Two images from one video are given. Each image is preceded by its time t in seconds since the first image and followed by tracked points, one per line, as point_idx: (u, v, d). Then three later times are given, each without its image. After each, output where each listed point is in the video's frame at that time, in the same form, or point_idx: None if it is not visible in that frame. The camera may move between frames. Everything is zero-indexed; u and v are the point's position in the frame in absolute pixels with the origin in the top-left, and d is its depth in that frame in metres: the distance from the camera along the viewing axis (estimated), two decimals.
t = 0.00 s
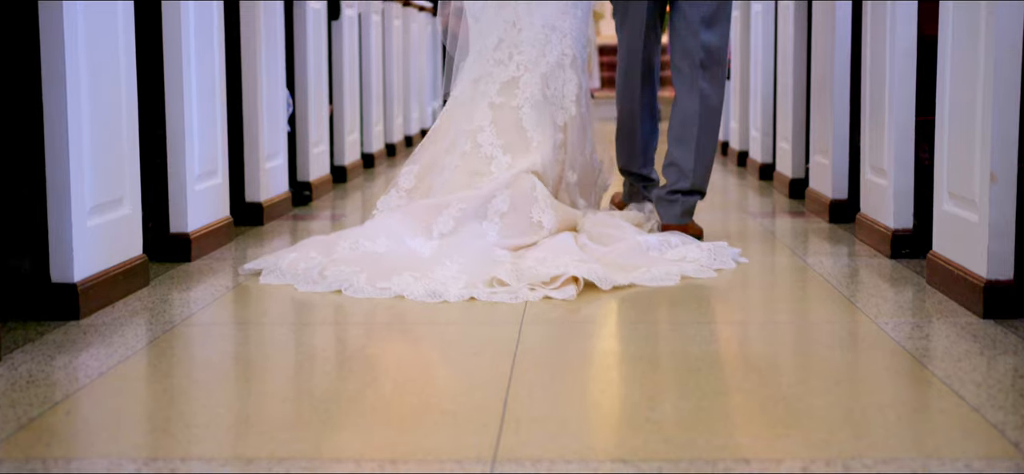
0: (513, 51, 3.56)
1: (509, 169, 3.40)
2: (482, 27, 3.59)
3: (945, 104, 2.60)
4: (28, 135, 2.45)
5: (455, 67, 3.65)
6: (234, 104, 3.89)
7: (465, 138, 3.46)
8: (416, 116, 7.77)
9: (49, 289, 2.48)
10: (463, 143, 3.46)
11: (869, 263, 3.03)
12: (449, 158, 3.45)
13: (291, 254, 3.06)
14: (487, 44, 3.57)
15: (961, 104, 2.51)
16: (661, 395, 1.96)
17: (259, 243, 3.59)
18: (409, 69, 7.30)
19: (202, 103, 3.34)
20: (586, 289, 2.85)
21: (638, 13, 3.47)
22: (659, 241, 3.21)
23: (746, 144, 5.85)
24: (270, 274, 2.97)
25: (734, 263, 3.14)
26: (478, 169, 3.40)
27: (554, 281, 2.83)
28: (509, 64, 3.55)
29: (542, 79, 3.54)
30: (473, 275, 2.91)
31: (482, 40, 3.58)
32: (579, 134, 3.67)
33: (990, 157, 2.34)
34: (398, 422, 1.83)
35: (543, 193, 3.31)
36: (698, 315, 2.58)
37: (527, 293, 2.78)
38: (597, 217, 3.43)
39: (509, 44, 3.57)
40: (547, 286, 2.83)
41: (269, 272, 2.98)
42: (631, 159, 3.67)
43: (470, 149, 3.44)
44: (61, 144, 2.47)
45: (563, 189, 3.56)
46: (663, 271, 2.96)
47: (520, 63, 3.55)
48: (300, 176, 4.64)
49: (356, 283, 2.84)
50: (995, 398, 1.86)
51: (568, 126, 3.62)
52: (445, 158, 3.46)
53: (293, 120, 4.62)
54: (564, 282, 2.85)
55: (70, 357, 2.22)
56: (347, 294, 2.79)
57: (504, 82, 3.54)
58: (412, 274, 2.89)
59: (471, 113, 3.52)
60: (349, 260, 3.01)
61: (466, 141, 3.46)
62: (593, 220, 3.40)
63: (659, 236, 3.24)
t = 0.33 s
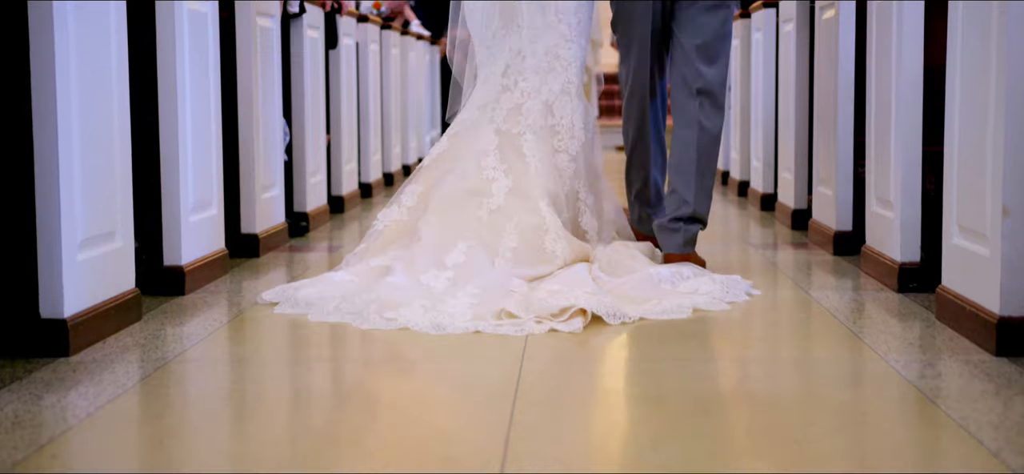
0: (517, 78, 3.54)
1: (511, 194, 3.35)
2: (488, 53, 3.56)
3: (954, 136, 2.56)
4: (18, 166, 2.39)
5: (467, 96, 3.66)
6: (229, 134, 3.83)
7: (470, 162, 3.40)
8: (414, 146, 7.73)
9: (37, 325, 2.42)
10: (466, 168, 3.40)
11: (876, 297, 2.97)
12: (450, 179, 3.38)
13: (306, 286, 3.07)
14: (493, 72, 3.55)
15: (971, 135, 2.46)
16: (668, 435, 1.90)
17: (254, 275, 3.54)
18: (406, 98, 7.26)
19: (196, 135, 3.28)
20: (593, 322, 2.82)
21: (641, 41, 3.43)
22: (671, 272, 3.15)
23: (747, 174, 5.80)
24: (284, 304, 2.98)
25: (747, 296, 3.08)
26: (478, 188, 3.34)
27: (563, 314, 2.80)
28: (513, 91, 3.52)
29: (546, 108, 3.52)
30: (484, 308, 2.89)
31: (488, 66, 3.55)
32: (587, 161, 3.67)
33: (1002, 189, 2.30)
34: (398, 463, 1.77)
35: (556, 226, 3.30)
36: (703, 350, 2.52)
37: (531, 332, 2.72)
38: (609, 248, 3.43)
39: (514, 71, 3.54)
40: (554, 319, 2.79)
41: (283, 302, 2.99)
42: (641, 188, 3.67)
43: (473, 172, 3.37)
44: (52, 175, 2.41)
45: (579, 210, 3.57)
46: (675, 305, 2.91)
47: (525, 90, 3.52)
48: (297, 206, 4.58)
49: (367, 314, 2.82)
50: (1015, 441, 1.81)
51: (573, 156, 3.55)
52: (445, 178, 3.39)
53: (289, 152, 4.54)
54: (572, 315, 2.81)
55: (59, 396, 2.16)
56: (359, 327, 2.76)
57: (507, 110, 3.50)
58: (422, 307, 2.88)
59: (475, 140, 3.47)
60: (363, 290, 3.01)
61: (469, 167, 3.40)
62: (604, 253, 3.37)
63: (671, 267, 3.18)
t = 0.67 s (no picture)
0: (518, 109, 3.48)
1: (512, 230, 3.31)
2: (490, 86, 3.54)
3: (964, 168, 2.51)
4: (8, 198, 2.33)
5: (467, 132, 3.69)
6: (225, 164, 3.78)
7: (476, 197, 3.41)
8: (412, 175, 7.67)
9: (25, 363, 2.36)
10: (471, 204, 3.40)
11: (882, 331, 2.91)
12: (460, 217, 3.41)
13: (314, 318, 3.10)
14: (493, 105, 3.51)
15: (982, 168, 2.41)
16: None
17: (250, 308, 3.47)
18: (404, 126, 7.22)
19: (190, 165, 3.21)
20: (584, 355, 2.78)
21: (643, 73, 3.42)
22: (678, 305, 3.11)
23: (748, 204, 5.74)
24: (289, 334, 3.01)
25: (754, 332, 3.01)
26: (481, 227, 3.34)
27: (555, 347, 2.76)
28: (513, 122, 3.46)
29: (546, 138, 3.46)
30: (480, 342, 2.85)
31: (490, 101, 3.52)
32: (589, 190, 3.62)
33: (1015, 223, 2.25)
34: None
35: (558, 258, 3.22)
36: (706, 385, 2.46)
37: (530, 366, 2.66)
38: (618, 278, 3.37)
39: (514, 102, 3.49)
40: (546, 353, 2.75)
41: (287, 334, 3.02)
42: (647, 226, 3.64)
43: (477, 210, 3.38)
44: (43, 209, 2.35)
45: (578, 240, 3.50)
46: (679, 340, 2.86)
47: (524, 121, 3.46)
48: (294, 236, 4.52)
49: (362, 345, 2.82)
50: None
51: (575, 186, 3.47)
52: (454, 218, 3.44)
53: (286, 181, 4.48)
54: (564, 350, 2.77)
55: (46, 436, 2.10)
56: (347, 357, 2.75)
57: (507, 141, 3.45)
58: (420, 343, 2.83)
59: (477, 176, 3.46)
60: (376, 323, 3.06)
61: (474, 205, 3.40)
62: (617, 283, 3.29)
63: (678, 301, 3.14)
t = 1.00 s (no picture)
0: (517, 142, 3.44)
1: (515, 251, 3.29)
2: (486, 120, 3.49)
3: (974, 199, 2.46)
4: None
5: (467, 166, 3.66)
6: (219, 195, 3.72)
7: (477, 228, 3.36)
8: (410, 203, 7.61)
9: (12, 400, 2.29)
10: (474, 235, 3.35)
11: (889, 366, 2.85)
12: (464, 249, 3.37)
13: (317, 347, 3.13)
14: (492, 138, 3.47)
15: (995, 200, 2.36)
16: None
17: (245, 341, 3.41)
18: (400, 155, 7.17)
19: (185, 196, 3.14)
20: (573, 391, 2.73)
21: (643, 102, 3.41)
22: (682, 340, 3.04)
23: (749, 234, 5.69)
24: (290, 363, 3.04)
25: (757, 367, 2.94)
26: (483, 252, 3.30)
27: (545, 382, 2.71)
28: (513, 155, 3.43)
29: (546, 170, 3.42)
30: (479, 376, 2.79)
31: (489, 134, 3.48)
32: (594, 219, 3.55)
33: None
34: None
35: (558, 281, 3.21)
36: (712, 422, 2.40)
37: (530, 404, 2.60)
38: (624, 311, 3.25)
39: (514, 135, 3.45)
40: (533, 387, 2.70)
41: (289, 362, 3.06)
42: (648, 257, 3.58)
43: (478, 240, 3.33)
44: (35, 243, 2.29)
45: (583, 270, 3.44)
46: (679, 375, 2.79)
47: (524, 155, 3.42)
48: (290, 267, 4.46)
49: (350, 377, 2.81)
50: None
51: (577, 216, 3.41)
52: (457, 252, 3.45)
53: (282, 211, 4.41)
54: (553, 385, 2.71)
55: None
56: (334, 386, 2.77)
57: (507, 173, 3.41)
58: (416, 379, 2.77)
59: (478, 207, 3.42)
60: (383, 352, 3.08)
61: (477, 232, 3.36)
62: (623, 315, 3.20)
63: (682, 335, 3.07)
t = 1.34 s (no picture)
0: (513, 174, 3.37)
1: (514, 277, 3.24)
2: (482, 153, 3.44)
3: (985, 233, 2.40)
4: None
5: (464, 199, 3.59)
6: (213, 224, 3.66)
7: (475, 259, 3.28)
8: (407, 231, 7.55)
9: None
10: (471, 261, 3.30)
11: (897, 401, 2.79)
12: (461, 276, 3.31)
13: (315, 377, 3.12)
14: (488, 167, 3.41)
15: (1006, 233, 2.31)
16: None
17: (239, 374, 3.35)
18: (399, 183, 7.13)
19: (179, 226, 3.09)
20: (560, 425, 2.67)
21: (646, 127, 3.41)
22: (684, 374, 2.99)
23: (751, 264, 5.64)
24: (288, 393, 3.02)
25: (760, 402, 2.87)
26: (479, 279, 3.25)
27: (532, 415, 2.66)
28: (509, 185, 3.37)
29: (544, 199, 3.37)
30: (474, 411, 2.73)
31: (484, 164, 3.42)
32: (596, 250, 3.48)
33: None
34: None
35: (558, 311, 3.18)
36: (715, 459, 2.34)
37: (528, 439, 2.54)
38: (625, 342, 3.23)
39: (509, 168, 3.38)
40: (520, 420, 2.65)
41: (287, 391, 3.04)
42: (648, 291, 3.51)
43: (473, 268, 3.28)
44: (22, 275, 2.23)
45: (588, 296, 3.39)
46: (671, 409, 2.73)
47: (521, 186, 3.36)
48: (285, 297, 4.39)
49: (340, 409, 2.77)
50: None
51: (581, 243, 3.39)
52: (452, 280, 3.37)
53: (279, 241, 4.36)
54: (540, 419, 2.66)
55: None
56: (322, 418, 2.72)
57: (505, 203, 3.35)
58: (408, 413, 2.71)
59: (475, 236, 3.35)
60: (384, 383, 3.05)
61: (473, 259, 3.30)
62: (634, 352, 3.16)
63: (685, 369, 3.02)
